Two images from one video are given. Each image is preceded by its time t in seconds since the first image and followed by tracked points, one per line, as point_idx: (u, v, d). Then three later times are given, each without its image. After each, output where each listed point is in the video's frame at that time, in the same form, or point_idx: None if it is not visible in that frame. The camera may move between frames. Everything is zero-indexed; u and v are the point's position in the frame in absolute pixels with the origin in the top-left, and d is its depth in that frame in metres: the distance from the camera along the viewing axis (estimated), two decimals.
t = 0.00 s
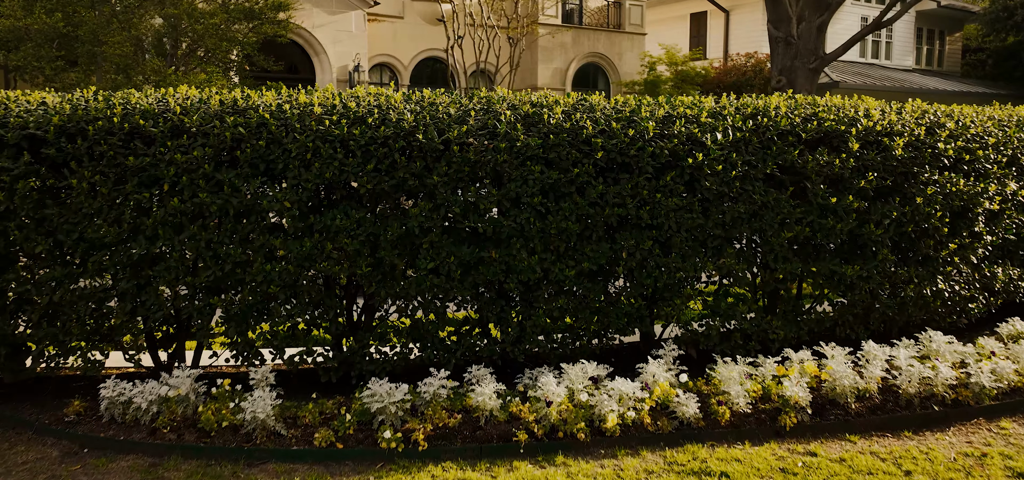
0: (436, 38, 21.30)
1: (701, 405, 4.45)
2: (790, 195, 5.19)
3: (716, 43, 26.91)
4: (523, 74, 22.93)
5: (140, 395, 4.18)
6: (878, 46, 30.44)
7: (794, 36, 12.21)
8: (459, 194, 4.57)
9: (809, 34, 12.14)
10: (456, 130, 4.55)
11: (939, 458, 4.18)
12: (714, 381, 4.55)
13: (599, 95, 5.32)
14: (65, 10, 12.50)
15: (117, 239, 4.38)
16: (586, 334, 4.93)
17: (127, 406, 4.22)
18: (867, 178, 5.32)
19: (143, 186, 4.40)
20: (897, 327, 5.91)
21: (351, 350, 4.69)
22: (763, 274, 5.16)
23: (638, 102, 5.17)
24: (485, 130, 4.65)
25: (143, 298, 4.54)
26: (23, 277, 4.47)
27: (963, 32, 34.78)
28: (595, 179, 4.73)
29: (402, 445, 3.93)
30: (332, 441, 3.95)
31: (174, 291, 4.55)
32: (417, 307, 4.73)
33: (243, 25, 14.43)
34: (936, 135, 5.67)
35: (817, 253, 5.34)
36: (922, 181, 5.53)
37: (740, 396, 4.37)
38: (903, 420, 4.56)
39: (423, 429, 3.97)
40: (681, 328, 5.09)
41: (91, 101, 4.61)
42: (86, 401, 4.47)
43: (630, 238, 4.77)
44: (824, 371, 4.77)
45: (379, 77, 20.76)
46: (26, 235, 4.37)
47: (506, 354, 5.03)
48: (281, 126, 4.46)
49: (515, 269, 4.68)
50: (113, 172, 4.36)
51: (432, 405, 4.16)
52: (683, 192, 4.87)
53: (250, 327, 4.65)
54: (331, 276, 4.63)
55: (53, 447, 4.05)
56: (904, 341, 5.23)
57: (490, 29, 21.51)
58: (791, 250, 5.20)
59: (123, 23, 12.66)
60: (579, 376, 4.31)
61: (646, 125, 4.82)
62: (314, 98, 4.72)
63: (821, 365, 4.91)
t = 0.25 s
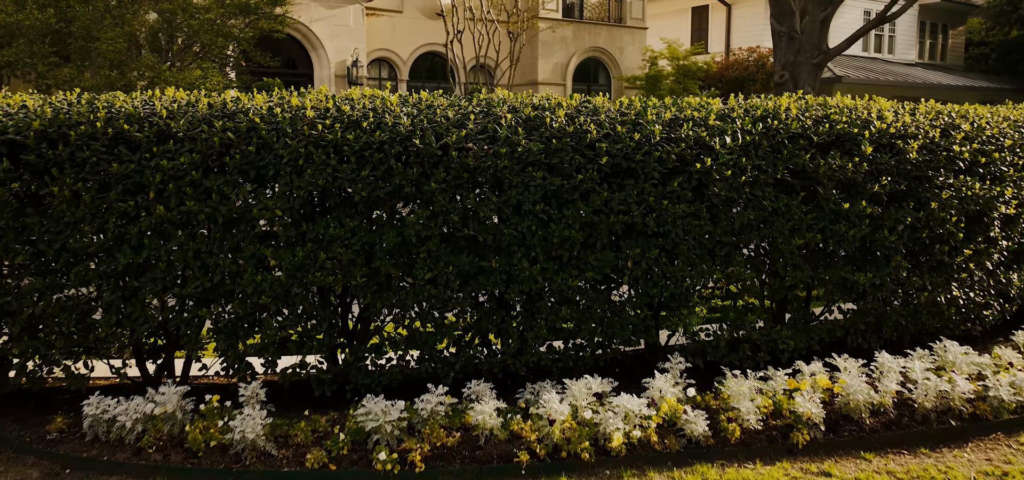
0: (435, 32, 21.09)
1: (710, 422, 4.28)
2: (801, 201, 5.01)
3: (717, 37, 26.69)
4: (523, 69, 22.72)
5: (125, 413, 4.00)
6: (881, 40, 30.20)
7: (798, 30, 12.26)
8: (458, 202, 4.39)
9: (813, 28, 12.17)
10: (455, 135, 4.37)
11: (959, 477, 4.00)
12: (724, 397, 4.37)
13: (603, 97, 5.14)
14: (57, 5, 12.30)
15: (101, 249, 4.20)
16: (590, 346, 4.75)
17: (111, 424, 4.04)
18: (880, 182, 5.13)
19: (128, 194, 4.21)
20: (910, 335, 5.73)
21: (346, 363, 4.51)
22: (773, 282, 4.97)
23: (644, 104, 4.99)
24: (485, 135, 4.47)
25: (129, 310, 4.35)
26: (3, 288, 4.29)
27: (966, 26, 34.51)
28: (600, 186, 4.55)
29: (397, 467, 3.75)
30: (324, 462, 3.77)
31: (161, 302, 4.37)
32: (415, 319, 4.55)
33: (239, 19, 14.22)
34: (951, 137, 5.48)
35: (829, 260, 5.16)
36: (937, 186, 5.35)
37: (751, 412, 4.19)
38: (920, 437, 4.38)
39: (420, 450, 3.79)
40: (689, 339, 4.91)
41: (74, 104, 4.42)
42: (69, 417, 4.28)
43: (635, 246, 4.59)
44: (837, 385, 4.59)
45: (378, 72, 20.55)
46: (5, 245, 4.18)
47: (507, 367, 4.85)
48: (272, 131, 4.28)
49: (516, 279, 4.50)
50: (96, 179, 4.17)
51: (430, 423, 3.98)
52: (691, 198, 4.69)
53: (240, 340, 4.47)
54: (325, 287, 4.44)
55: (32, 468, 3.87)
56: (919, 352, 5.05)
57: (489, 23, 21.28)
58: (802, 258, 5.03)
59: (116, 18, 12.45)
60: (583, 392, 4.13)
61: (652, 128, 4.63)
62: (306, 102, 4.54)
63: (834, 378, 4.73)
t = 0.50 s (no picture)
0: (434, 27, 20.88)
1: (719, 440, 4.10)
2: (812, 207, 4.84)
3: (719, 31, 26.47)
4: (523, 64, 22.52)
5: (107, 432, 3.83)
6: (884, 34, 29.95)
7: (802, 24, 12.05)
8: (456, 210, 4.22)
9: (817, 22, 11.97)
10: (453, 141, 4.19)
11: None
12: (733, 414, 4.20)
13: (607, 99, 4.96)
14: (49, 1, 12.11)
15: (84, 261, 4.02)
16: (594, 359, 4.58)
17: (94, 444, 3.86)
18: (894, 188, 4.95)
19: (111, 203, 4.03)
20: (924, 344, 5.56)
21: (340, 377, 4.34)
22: (784, 291, 4.79)
23: (649, 108, 4.81)
24: (484, 140, 4.30)
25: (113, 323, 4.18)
26: None
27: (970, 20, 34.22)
28: (604, 193, 4.36)
29: None
30: None
31: (147, 315, 4.19)
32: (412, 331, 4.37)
33: (234, 15, 14.02)
34: (967, 140, 5.30)
35: (840, 268, 4.98)
36: (952, 190, 5.17)
37: (762, 431, 4.02)
38: (937, 455, 4.21)
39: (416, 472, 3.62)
40: (696, 350, 4.74)
41: (56, 108, 4.24)
42: (51, 435, 4.11)
43: (640, 256, 4.41)
44: (850, 400, 4.42)
45: (377, 68, 20.32)
46: None
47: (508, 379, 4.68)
48: (262, 136, 4.11)
49: (517, 290, 4.32)
50: (78, 187, 4.00)
51: (426, 443, 3.80)
52: (699, 205, 4.51)
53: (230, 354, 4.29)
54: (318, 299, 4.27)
55: None
56: (934, 363, 4.88)
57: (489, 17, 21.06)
58: (814, 266, 4.85)
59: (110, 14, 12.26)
60: (587, 411, 3.96)
61: (659, 133, 4.45)
62: (299, 105, 4.36)
63: (847, 392, 4.56)
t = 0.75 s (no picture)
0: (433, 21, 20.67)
1: (728, 461, 3.92)
2: (824, 215, 4.65)
3: (721, 26, 26.26)
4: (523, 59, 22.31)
5: (88, 455, 3.65)
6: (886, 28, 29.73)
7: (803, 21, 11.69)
8: (454, 220, 4.03)
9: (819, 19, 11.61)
10: (450, 148, 4.01)
11: None
12: (743, 433, 4.02)
13: (610, 103, 4.78)
14: None
15: (65, 274, 3.85)
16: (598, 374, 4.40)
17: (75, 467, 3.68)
18: (909, 194, 4.77)
19: (92, 213, 3.85)
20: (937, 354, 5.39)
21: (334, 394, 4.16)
22: (795, 302, 4.61)
23: (655, 112, 4.63)
24: (483, 147, 4.12)
25: (96, 339, 4.00)
26: None
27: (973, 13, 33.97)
28: (608, 201, 4.18)
29: None
30: None
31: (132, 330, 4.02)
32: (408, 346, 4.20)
33: (229, 10, 13.82)
34: (983, 144, 5.12)
35: (853, 277, 4.81)
36: (968, 196, 4.99)
37: (773, 452, 3.84)
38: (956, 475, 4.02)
39: None
40: (704, 364, 4.56)
41: (35, 113, 4.06)
42: (31, 455, 3.94)
43: (646, 267, 4.24)
44: (864, 417, 4.24)
45: (376, 63, 20.05)
46: None
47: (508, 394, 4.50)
48: (250, 144, 3.92)
49: (517, 303, 4.15)
50: (58, 198, 3.82)
51: (422, 466, 3.63)
52: (706, 214, 4.33)
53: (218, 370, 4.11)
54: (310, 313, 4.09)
55: None
56: (950, 377, 4.70)
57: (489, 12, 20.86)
58: (825, 276, 4.67)
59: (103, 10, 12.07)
60: (590, 432, 3.78)
61: (665, 139, 4.27)
62: (289, 111, 4.18)
63: (860, 408, 4.38)
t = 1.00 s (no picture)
0: (432, 16, 20.48)
1: None
2: (837, 224, 4.48)
3: (722, 20, 26.06)
4: (523, 54, 22.11)
5: None
6: (889, 22, 29.50)
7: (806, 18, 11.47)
8: (452, 231, 3.86)
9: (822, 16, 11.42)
10: (448, 157, 3.84)
11: None
12: (753, 454, 3.85)
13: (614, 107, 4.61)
14: None
15: (43, 289, 3.68)
16: (602, 391, 4.23)
17: None
18: (925, 202, 4.59)
19: (73, 225, 3.68)
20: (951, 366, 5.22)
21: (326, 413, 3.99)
22: (806, 315, 4.44)
23: (660, 118, 4.46)
24: (482, 155, 3.94)
25: (77, 357, 3.82)
26: None
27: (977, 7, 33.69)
28: (613, 212, 4.01)
29: None
30: None
31: (115, 348, 3.84)
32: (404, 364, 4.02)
33: (226, 5, 13.63)
34: (1000, 148, 4.94)
35: (866, 288, 4.63)
36: (985, 203, 4.81)
37: (786, 474, 3.66)
38: None
39: None
40: (711, 379, 4.39)
41: (14, 119, 3.88)
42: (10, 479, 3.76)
43: (651, 279, 4.07)
44: (879, 435, 4.07)
45: (374, 58, 19.81)
46: None
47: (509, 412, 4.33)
48: (239, 153, 3.75)
49: (517, 318, 3.99)
50: (37, 211, 3.65)
51: None
52: (715, 225, 4.16)
53: (206, 388, 3.94)
54: (301, 329, 3.92)
55: None
56: (966, 391, 4.54)
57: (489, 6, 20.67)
58: (838, 288, 4.51)
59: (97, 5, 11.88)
60: (594, 455, 3.61)
61: (672, 146, 4.09)
62: (280, 117, 4.01)
63: (874, 426, 4.21)
